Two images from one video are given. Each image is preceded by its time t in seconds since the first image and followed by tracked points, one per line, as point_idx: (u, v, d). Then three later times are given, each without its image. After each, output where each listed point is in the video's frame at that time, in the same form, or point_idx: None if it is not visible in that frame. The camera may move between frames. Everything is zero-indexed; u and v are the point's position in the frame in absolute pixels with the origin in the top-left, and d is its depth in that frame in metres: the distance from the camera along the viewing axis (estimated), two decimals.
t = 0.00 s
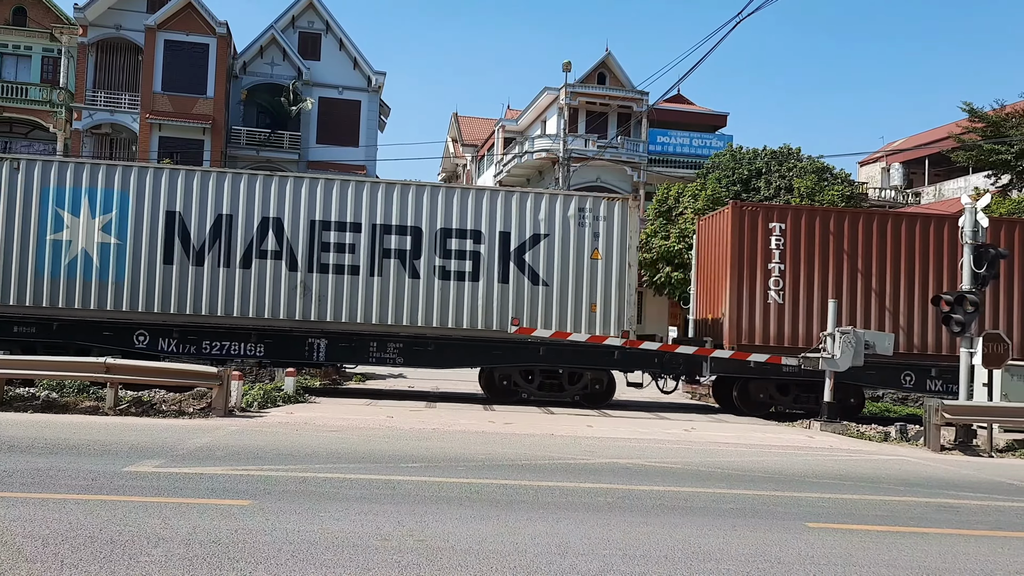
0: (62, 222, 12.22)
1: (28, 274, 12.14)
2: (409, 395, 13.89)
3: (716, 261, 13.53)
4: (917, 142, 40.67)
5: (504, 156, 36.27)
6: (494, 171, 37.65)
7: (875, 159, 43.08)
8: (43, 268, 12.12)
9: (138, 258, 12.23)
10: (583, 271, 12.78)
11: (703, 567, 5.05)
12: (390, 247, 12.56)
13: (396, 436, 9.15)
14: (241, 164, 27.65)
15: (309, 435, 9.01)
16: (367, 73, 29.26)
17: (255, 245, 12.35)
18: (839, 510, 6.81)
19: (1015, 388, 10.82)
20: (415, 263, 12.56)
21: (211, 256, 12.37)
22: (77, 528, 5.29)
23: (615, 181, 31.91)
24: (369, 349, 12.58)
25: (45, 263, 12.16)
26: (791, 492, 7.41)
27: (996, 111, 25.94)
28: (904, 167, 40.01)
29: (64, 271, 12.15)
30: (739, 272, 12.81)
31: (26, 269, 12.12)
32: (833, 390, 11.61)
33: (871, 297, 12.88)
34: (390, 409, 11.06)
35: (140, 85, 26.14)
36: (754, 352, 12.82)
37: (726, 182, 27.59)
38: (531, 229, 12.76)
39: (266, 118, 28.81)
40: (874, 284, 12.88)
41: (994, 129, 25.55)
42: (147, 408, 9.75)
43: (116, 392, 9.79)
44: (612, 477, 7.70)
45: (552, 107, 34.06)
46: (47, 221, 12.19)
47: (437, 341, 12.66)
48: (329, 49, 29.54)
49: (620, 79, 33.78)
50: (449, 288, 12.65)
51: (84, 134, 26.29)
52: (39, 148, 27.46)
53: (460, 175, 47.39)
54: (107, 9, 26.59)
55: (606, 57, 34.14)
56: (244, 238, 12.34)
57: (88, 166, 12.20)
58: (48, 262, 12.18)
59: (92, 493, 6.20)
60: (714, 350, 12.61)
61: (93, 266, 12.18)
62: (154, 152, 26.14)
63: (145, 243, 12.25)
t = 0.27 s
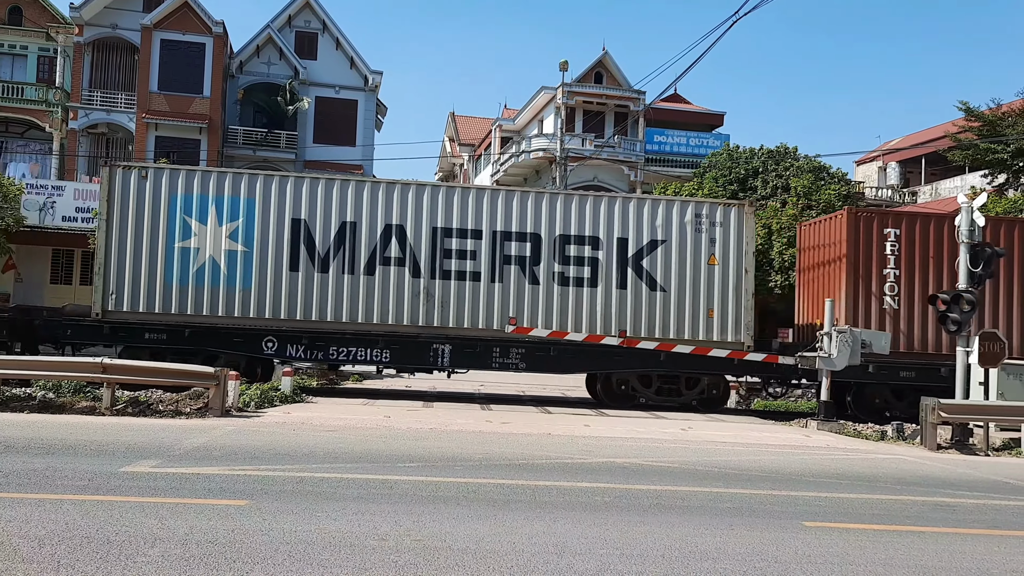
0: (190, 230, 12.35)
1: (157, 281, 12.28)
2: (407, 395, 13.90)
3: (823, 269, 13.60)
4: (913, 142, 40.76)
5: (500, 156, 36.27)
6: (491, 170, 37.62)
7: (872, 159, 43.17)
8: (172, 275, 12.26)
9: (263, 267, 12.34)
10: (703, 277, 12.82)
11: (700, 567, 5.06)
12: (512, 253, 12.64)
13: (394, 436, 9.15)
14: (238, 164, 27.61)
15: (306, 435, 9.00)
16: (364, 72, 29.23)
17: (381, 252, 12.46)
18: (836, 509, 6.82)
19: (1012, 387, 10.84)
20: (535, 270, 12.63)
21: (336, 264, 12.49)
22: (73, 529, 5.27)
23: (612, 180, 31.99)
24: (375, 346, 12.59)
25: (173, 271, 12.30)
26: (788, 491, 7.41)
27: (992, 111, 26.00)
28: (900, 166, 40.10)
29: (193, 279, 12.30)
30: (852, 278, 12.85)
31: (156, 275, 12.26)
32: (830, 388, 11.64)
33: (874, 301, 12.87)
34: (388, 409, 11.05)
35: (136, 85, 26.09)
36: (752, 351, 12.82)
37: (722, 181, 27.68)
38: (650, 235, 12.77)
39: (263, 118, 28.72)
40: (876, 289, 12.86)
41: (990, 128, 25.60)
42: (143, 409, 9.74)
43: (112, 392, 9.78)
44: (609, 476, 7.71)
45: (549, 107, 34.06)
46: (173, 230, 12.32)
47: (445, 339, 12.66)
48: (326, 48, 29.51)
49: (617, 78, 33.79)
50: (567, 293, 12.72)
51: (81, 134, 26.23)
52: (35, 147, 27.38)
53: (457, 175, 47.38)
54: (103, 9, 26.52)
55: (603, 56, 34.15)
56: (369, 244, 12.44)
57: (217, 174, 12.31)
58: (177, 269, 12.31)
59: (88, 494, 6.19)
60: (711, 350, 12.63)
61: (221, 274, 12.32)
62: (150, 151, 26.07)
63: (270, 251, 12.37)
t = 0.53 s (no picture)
0: (317, 237, 12.41)
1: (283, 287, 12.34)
2: (404, 395, 13.93)
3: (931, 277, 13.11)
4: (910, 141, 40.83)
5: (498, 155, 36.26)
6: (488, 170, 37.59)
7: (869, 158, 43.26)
8: (300, 281, 12.31)
9: (387, 274, 12.38)
10: (817, 281, 12.93)
11: (697, 565, 5.07)
12: (629, 260, 12.70)
13: (391, 436, 9.14)
14: (236, 163, 27.60)
15: (302, 434, 9.00)
16: (361, 72, 29.20)
17: (502, 258, 12.53)
18: (834, 507, 6.82)
19: (1008, 385, 10.86)
20: (654, 276, 12.69)
21: (458, 270, 12.54)
22: (72, 529, 5.27)
23: (609, 180, 32.02)
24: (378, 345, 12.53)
25: (300, 277, 12.35)
26: (786, 490, 7.42)
27: (988, 110, 26.03)
28: (897, 165, 40.17)
29: (319, 285, 12.36)
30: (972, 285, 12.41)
31: (281, 281, 12.32)
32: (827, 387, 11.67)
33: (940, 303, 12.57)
34: (386, 408, 11.04)
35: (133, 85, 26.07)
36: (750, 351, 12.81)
37: (720, 180, 27.76)
38: (765, 241, 12.82)
39: (259, 118, 28.75)
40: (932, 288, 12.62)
41: (987, 127, 25.62)
42: (141, 409, 9.73)
43: (109, 392, 9.77)
44: (607, 475, 7.71)
45: (546, 106, 34.05)
46: (300, 237, 12.37)
47: (450, 339, 12.58)
48: (323, 48, 29.48)
49: (614, 78, 33.80)
50: (686, 298, 12.78)
51: (77, 134, 26.21)
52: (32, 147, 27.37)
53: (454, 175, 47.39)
54: (99, 9, 26.50)
55: (600, 56, 34.14)
56: (492, 250, 12.50)
57: (343, 183, 12.38)
58: (304, 275, 12.37)
59: (85, 494, 6.19)
60: (709, 349, 12.61)
61: (347, 281, 12.39)
62: (147, 151, 26.03)
63: (395, 258, 12.43)
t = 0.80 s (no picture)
0: (440, 244, 12.53)
1: (409, 295, 12.47)
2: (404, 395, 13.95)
3: None
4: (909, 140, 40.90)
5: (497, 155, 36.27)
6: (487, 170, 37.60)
7: (867, 157, 43.33)
8: (425, 288, 12.44)
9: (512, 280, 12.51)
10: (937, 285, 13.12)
11: (697, 565, 5.07)
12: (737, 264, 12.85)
13: (391, 436, 9.15)
14: (234, 164, 27.57)
15: (301, 435, 9.00)
16: (359, 72, 29.19)
17: (622, 265, 12.64)
18: (832, 506, 6.83)
19: (1006, 384, 10.86)
20: (774, 282, 12.85)
21: (580, 276, 12.68)
22: (72, 530, 5.27)
23: (608, 179, 32.04)
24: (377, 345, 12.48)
25: (424, 283, 12.49)
26: (785, 489, 7.42)
27: (987, 109, 26.04)
28: (896, 165, 40.26)
29: (444, 291, 12.46)
30: None
31: (407, 289, 12.43)
32: (826, 386, 11.68)
33: None
34: (386, 409, 11.04)
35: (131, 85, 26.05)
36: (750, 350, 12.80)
37: (718, 180, 27.68)
38: (882, 246, 13.11)
39: (259, 118, 28.67)
40: None
41: (985, 126, 25.62)
42: (139, 410, 9.72)
43: (109, 393, 9.76)
44: (606, 475, 7.72)
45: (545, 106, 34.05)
46: (425, 244, 12.51)
47: (453, 338, 12.53)
48: (322, 48, 29.46)
49: (613, 78, 33.81)
50: (803, 303, 12.98)
51: (76, 135, 26.19)
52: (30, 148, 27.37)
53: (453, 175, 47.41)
54: (97, 9, 26.47)
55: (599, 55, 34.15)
56: (612, 257, 12.62)
57: (465, 191, 12.56)
58: (429, 282, 12.49)
59: (85, 495, 6.17)
60: (708, 348, 12.60)
61: (471, 287, 12.51)
62: (146, 151, 26.02)
63: (520, 266, 12.56)
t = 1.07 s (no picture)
0: (562, 250, 12.75)
1: (532, 300, 12.67)
2: (404, 395, 13.97)
3: None
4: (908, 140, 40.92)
5: (496, 155, 36.28)
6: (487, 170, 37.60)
7: (867, 156, 43.36)
8: (546, 294, 12.65)
9: (633, 286, 12.70)
10: None
11: (697, 565, 5.07)
12: (808, 267, 13.03)
13: (391, 436, 9.15)
14: (233, 164, 27.55)
15: (301, 435, 9.00)
16: (359, 73, 29.20)
17: (742, 270, 12.87)
18: (832, 506, 6.83)
19: (1006, 383, 10.86)
20: (889, 286, 13.06)
21: (697, 282, 12.88)
22: (73, 531, 5.27)
23: (608, 179, 32.06)
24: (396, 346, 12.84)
25: (547, 290, 12.69)
26: (784, 489, 7.42)
27: (986, 107, 26.04)
28: (895, 164, 40.28)
29: (566, 297, 12.66)
30: None
31: (529, 294, 12.66)
32: (825, 386, 11.68)
33: None
34: (386, 409, 11.04)
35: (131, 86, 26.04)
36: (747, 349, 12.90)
37: (717, 180, 27.55)
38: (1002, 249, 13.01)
39: (258, 118, 28.65)
40: None
41: (985, 125, 25.62)
42: (139, 411, 9.73)
43: (108, 393, 9.76)
44: (606, 475, 7.72)
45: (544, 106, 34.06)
46: (546, 250, 12.73)
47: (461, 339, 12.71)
48: (321, 49, 29.47)
49: (612, 78, 33.82)
50: (920, 309, 13.12)
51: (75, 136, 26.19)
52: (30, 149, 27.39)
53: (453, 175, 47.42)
54: (96, 9, 26.46)
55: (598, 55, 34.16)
56: (733, 261, 12.86)
57: (587, 198, 12.77)
58: (551, 288, 12.71)
59: (84, 496, 6.18)
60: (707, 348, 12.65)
61: (591, 294, 12.67)
62: (145, 152, 26.03)
63: (639, 273, 12.75)
